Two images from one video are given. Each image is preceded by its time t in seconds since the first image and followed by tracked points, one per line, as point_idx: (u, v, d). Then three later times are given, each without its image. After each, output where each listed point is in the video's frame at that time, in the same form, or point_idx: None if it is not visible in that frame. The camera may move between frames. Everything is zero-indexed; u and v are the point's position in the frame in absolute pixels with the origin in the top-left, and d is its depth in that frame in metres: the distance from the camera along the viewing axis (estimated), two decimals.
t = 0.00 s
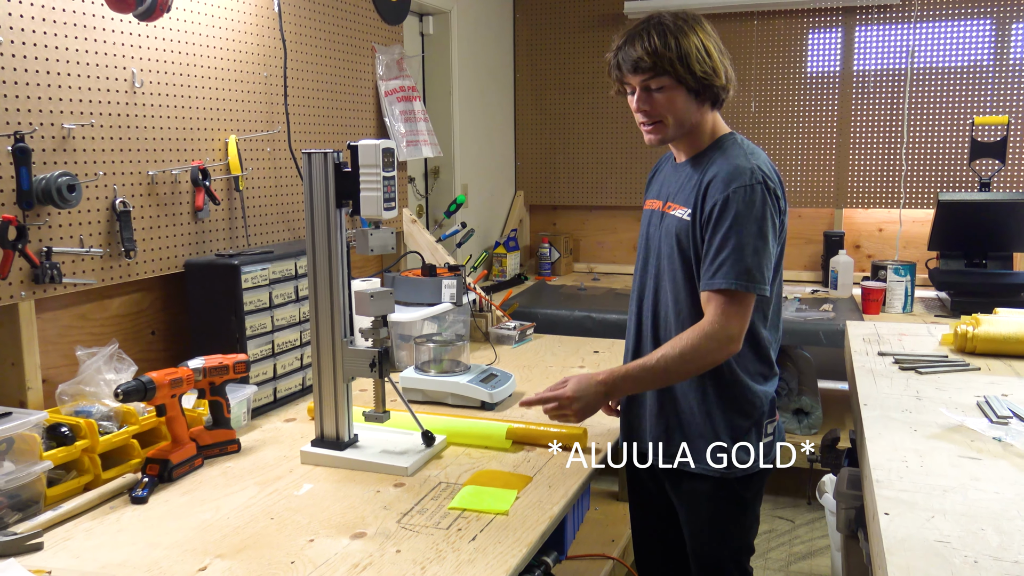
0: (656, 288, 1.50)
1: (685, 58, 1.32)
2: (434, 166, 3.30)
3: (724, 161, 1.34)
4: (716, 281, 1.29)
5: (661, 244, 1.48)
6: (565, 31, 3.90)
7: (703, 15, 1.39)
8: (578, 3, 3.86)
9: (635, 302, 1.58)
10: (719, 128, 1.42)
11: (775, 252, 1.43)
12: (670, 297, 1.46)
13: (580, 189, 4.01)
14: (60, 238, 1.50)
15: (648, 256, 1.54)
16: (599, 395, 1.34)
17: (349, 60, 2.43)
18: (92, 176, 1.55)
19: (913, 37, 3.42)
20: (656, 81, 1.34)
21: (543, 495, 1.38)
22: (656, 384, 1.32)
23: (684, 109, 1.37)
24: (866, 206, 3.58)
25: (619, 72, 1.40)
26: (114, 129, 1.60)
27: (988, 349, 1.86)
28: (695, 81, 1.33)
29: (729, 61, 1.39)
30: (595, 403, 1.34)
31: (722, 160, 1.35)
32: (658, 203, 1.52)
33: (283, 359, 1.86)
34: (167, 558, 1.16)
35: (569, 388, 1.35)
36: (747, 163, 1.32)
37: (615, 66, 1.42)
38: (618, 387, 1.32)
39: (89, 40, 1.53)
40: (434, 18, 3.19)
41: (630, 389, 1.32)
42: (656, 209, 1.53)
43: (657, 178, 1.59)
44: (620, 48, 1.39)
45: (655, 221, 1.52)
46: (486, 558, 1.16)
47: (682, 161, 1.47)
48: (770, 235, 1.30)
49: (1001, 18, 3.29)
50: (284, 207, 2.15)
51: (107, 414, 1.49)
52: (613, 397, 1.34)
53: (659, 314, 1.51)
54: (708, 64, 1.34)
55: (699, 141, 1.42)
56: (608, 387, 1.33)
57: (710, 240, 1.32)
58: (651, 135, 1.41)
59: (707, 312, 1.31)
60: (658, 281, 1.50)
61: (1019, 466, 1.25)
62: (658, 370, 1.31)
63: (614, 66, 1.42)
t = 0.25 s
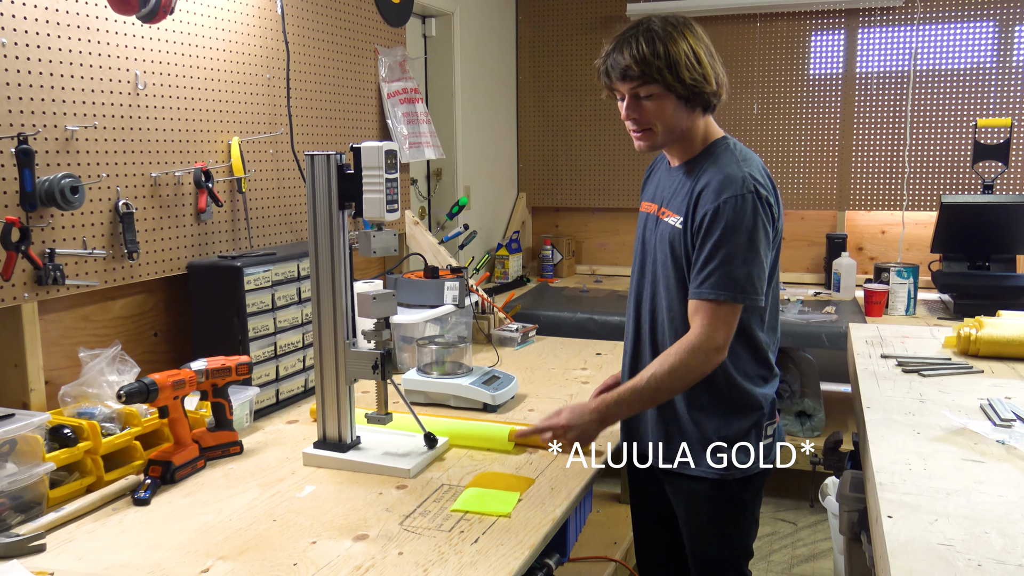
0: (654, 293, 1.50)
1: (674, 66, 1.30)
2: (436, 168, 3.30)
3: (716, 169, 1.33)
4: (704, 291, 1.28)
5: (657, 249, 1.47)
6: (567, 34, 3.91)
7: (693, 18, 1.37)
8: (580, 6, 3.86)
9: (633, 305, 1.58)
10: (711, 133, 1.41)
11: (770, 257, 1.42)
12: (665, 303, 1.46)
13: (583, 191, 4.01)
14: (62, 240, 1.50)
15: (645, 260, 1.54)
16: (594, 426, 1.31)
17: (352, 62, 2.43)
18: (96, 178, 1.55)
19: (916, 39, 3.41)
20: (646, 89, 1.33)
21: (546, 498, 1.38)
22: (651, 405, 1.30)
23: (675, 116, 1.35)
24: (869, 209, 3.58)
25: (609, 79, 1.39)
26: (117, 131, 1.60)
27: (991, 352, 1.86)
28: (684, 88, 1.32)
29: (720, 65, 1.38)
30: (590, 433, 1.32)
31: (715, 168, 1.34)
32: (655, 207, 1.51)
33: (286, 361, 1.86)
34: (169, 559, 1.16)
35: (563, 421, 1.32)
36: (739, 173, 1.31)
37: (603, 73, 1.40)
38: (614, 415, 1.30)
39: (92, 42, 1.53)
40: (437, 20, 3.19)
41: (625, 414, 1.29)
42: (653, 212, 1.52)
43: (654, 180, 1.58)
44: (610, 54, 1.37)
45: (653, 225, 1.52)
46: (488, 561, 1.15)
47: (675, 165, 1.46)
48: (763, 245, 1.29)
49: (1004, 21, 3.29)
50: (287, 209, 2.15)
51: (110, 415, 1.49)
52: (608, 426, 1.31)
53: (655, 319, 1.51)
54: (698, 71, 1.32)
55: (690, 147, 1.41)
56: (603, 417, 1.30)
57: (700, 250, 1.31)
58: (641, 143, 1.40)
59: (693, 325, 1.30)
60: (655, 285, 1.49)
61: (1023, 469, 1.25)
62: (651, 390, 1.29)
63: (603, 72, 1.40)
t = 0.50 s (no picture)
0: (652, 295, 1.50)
1: (673, 70, 1.29)
2: (438, 170, 3.30)
3: (709, 174, 1.32)
4: (686, 294, 1.27)
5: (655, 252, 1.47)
6: (569, 35, 3.91)
7: (691, 22, 1.37)
8: (583, 7, 3.86)
9: (632, 307, 1.58)
10: (706, 137, 1.41)
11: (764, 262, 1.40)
12: (661, 306, 1.46)
13: (585, 193, 4.01)
14: (65, 242, 1.50)
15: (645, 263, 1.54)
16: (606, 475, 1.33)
17: (354, 65, 2.44)
18: (99, 180, 1.56)
19: (918, 41, 3.41)
20: (644, 92, 1.32)
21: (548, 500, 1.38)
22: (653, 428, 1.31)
23: (672, 119, 1.35)
24: (871, 210, 3.58)
25: (606, 80, 1.38)
26: (120, 134, 1.60)
27: (993, 353, 1.86)
28: (683, 92, 1.32)
29: (718, 68, 1.37)
30: (602, 481, 1.33)
31: (708, 173, 1.33)
32: (654, 210, 1.51)
33: (288, 362, 1.86)
34: (171, 561, 1.16)
35: (576, 480, 1.33)
36: (728, 177, 1.30)
37: (601, 74, 1.40)
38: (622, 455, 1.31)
39: (95, 44, 1.54)
40: (439, 22, 3.19)
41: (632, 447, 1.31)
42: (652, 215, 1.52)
43: (654, 182, 1.58)
44: (608, 56, 1.36)
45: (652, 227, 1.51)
46: (489, 562, 1.15)
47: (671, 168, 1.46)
48: (748, 252, 1.27)
49: (1007, 22, 3.29)
50: (289, 211, 2.15)
51: (113, 417, 1.49)
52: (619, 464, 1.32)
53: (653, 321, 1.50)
54: (697, 75, 1.32)
55: (686, 150, 1.40)
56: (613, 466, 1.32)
57: (688, 254, 1.31)
58: (638, 146, 1.39)
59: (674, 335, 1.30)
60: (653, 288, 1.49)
61: None
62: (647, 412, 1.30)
63: (601, 74, 1.40)
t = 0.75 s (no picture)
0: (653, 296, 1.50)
1: (694, 57, 1.34)
2: (439, 171, 3.30)
3: (708, 174, 1.32)
4: (688, 295, 1.27)
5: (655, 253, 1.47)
6: (570, 37, 3.91)
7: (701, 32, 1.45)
8: (583, 9, 3.86)
9: (632, 309, 1.58)
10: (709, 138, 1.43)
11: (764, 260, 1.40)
12: (662, 307, 1.46)
13: (586, 194, 4.01)
14: (67, 244, 1.50)
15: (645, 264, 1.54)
16: (608, 475, 1.33)
17: (356, 67, 2.44)
18: (100, 182, 1.56)
19: (919, 41, 3.41)
20: (662, 75, 1.34)
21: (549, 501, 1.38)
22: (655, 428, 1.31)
23: (685, 109, 1.36)
24: (872, 211, 3.57)
25: (622, 64, 1.39)
26: (121, 136, 1.61)
27: (994, 354, 1.86)
28: (699, 82, 1.35)
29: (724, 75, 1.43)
30: (604, 482, 1.33)
31: (707, 173, 1.33)
32: (652, 211, 1.51)
33: (289, 364, 1.87)
34: (173, 563, 1.16)
35: (578, 481, 1.33)
36: (727, 176, 1.30)
37: (617, 61, 1.41)
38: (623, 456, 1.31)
39: (96, 47, 1.54)
40: (440, 23, 3.20)
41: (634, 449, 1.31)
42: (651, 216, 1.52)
43: (652, 184, 1.58)
44: (625, 42, 1.39)
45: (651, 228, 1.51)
46: (491, 564, 1.15)
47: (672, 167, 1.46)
48: (749, 251, 1.28)
49: (1008, 23, 3.29)
50: (290, 214, 2.16)
51: (114, 419, 1.50)
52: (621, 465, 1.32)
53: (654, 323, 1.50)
54: (712, 70, 1.37)
55: (689, 147, 1.41)
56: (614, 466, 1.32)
57: (689, 255, 1.31)
58: (645, 133, 1.37)
59: (675, 334, 1.30)
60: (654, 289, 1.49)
61: None
62: (649, 412, 1.30)
63: (616, 61, 1.41)
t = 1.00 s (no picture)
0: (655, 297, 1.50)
1: (699, 57, 1.34)
2: (440, 173, 3.31)
3: (711, 173, 1.33)
4: (690, 293, 1.27)
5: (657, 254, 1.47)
6: (570, 38, 3.91)
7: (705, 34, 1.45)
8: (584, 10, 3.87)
9: (634, 310, 1.58)
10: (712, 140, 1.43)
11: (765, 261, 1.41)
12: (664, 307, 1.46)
13: (586, 195, 4.01)
14: (68, 246, 1.51)
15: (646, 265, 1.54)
16: (606, 474, 1.32)
17: (356, 68, 2.44)
18: (101, 184, 1.56)
19: (920, 42, 3.41)
20: (667, 76, 1.34)
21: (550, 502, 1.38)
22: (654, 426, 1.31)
23: (689, 110, 1.36)
24: (873, 212, 3.57)
25: (627, 64, 1.39)
26: (122, 138, 1.61)
27: (994, 355, 1.86)
28: (705, 83, 1.36)
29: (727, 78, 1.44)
30: (602, 482, 1.32)
31: (710, 172, 1.33)
32: (654, 212, 1.51)
33: (290, 366, 1.87)
34: (174, 564, 1.16)
35: (576, 480, 1.33)
36: (730, 175, 1.30)
37: (622, 60, 1.41)
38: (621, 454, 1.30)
39: (97, 49, 1.54)
40: (441, 25, 3.20)
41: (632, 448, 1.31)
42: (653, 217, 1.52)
43: (653, 185, 1.58)
44: (629, 42, 1.39)
45: (653, 229, 1.51)
46: (492, 565, 1.15)
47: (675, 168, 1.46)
48: (751, 250, 1.28)
49: (1009, 23, 3.28)
50: (291, 215, 2.16)
51: (115, 421, 1.50)
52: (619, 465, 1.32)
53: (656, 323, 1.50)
54: (716, 71, 1.37)
55: (693, 148, 1.40)
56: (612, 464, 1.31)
57: (691, 253, 1.30)
58: (650, 133, 1.37)
59: (675, 333, 1.30)
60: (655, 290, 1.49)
61: None
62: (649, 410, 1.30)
63: (621, 61, 1.41)
